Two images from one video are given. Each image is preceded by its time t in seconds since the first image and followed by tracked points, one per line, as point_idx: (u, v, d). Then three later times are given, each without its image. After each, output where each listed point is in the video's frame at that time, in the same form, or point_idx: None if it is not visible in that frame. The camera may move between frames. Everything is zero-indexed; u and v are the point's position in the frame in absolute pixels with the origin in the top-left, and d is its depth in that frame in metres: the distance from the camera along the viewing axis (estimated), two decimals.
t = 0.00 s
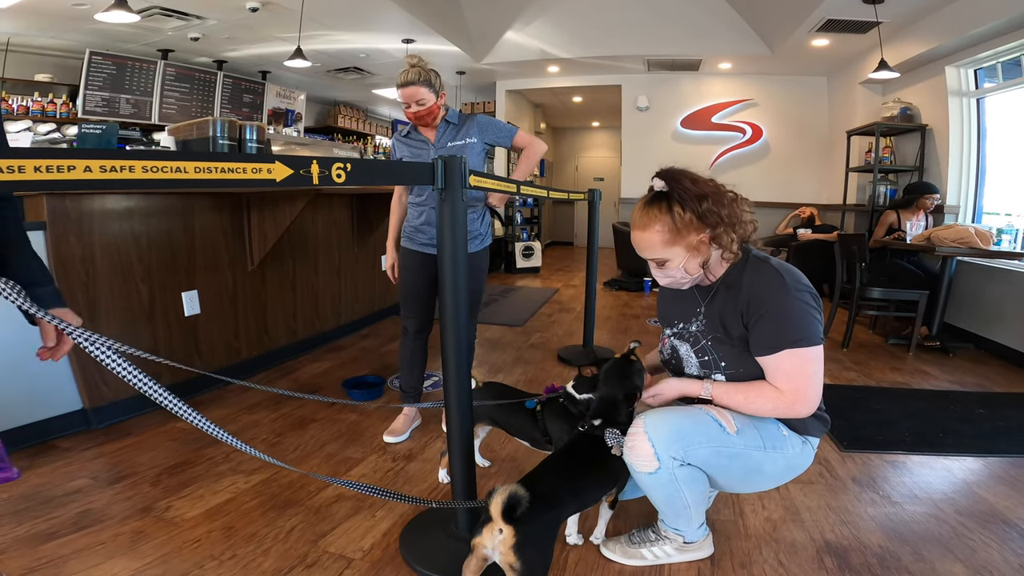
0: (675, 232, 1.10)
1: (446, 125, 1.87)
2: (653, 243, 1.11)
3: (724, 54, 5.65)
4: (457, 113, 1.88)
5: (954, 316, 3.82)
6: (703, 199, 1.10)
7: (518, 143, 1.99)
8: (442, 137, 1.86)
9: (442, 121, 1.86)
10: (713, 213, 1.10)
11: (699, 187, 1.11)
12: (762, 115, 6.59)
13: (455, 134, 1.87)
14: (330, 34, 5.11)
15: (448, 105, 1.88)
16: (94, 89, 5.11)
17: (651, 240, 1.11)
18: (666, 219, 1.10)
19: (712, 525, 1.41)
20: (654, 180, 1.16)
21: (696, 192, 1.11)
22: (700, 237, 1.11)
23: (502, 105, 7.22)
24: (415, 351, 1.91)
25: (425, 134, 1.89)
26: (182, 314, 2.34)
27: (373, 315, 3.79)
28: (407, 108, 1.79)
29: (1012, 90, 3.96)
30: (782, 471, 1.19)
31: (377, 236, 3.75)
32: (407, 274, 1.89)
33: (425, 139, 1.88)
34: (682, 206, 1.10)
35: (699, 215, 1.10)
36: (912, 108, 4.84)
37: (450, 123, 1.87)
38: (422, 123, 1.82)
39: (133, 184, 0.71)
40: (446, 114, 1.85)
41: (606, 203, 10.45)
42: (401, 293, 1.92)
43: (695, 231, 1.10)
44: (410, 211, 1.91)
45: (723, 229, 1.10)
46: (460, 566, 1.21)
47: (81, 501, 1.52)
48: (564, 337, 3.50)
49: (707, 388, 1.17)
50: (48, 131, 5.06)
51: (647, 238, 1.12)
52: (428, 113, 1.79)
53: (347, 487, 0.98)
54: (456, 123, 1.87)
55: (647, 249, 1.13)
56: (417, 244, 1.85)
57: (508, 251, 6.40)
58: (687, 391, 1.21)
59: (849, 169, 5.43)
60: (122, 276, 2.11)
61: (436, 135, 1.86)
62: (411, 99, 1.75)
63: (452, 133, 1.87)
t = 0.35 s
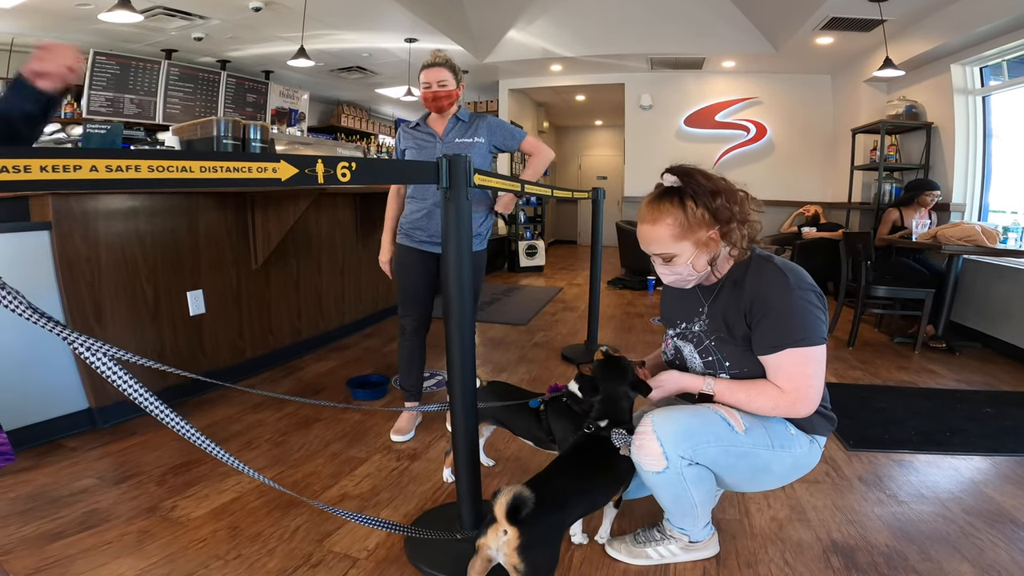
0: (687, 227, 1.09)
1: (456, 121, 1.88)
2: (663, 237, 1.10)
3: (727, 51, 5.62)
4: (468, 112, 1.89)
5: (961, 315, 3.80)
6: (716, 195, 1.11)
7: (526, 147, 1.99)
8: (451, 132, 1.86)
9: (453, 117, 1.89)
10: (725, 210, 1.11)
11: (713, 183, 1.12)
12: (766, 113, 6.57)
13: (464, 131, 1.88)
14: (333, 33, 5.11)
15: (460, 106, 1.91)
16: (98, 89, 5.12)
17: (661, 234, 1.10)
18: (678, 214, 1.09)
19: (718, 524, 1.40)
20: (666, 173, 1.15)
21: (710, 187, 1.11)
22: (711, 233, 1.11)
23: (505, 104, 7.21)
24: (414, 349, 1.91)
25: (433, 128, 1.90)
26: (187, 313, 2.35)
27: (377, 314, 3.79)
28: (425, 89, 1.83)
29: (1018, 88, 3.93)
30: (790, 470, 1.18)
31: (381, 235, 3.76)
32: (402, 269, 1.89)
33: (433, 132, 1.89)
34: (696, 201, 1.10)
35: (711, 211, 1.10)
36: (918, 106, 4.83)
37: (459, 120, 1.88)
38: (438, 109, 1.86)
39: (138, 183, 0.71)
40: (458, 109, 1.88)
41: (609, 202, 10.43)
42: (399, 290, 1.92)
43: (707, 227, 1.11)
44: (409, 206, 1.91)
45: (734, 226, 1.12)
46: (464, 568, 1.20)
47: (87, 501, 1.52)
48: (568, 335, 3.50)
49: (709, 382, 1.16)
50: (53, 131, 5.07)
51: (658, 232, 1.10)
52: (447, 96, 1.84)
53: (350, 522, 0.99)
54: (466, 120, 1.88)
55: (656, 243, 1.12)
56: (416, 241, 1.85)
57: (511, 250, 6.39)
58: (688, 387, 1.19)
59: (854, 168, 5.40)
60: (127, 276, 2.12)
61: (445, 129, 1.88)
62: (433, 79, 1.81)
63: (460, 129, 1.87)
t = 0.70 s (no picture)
0: (689, 220, 1.10)
1: (453, 111, 1.89)
2: (665, 230, 1.11)
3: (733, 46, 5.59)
4: (466, 104, 1.90)
5: (963, 311, 3.80)
6: (722, 193, 1.11)
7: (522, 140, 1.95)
8: (448, 122, 1.86)
9: (450, 108, 1.88)
10: (730, 208, 1.11)
11: (721, 181, 1.12)
12: (772, 108, 6.54)
13: (462, 122, 1.88)
14: (338, 24, 5.09)
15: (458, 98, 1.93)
16: (103, 79, 5.12)
17: (663, 226, 1.11)
18: (682, 207, 1.10)
19: (718, 517, 1.42)
20: (677, 166, 1.16)
21: (718, 185, 1.11)
22: (713, 231, 1.12)
23: (509, 96, 7.19)
24: (383, 339, 1.93)
25: (430, 116, 1.90)
26: (191, 302, 2.36)
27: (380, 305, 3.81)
28: (426, 71, 1.84)
29: None
30: (793, 464, 1.19)
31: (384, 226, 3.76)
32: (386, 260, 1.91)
33: (429, 120, 1.89)
34: (702, 196, 1.10)
35: (716, 208, 1.10)
36: (925, 103, 4.81)
37: (457, 111, 1.89)
38: (438, 92, 1.85)
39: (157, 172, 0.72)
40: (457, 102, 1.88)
41: (612, 194, 10.42)
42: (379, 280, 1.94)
43: (709, 223, 1.11)
44: (400, 195, 1.91)
45: (737, 226, 1.11)
46: (470, 559, 1.22)
47: (93, 490, 1.54)
48: (570, 327, 3.52)
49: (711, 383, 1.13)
50: (57, 121, 5.08)
51: (660, 224, 1.11)
52: (446, 79, 1.84)
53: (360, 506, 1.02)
54: (463, 112, 1.89)
55: (658, 234, 1.13)
56: (408, 232, 1.86)
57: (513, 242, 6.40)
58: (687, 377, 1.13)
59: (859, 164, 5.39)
60: (131, 264, 2.13)
61: (442, 117, 1.88)
62: (436, 61, 1.83)
63: (458, 120, 1.88)
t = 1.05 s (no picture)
0: (691, 216, 1.12)
1: (409, 107, 1.80)
2: (668, 224, 1.13)
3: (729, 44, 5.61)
4: (424, 100, 1.82)
5: (950, 308, 3.87)
6: (724, 189, 1.12)
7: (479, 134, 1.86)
8: (403, 117, 1.78)
9: (406, 103, 1.80)
10: (731, 204, 1.12)
11: (723, 177, 1.13)
12: (765, 105, 6.57)
13: (418, 117, 1.79)
14: (333, 16, 5.05)
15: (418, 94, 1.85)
16: (93, 70, 5.06)
17: (666, 221, 1.13)
18: (684, 203, 1.12)
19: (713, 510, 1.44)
20: (679, 163, 1.17)
21: (720, 181, 1.12)
22: (714, 226, 1.13)
23: (505, 91, 7.18)
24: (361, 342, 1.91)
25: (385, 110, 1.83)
26: (185, 294, 2.35)
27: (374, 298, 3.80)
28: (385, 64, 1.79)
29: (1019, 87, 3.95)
30: (789, 459, 1.22)
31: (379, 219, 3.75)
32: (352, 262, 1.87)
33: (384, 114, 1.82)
34: (703, 193, 1.12)
35: (717, 204, 1.12)
36: (917, 102, 4.81)
37: (414, 106, 1.80)
38: (394, 87, 1.78)
39: (176, 165, 0.71)
40: (413, 97, 1.81)
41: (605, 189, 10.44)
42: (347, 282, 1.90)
43: (711, 219, 1.12)
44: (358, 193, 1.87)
45: (738, 222, 1.13)
46: (472, 553, 1.23)
47: (89, 486, 1.54)
48: (564, 322, 3.54)
49: (685, 381, 1.12)
50: (47, 112, 5.02)
51: (663, 219, 1.13)
52: (404, 72, 1.78)
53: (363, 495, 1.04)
54: (420, 107, 1.80)
55: (660, 229, 1.15)
56: (367, 232, 1.84)
57: (507, 237, 6.40)
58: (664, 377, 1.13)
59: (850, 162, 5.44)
60: (125, 256, 2.11)
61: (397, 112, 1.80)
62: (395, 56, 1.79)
63: (413, 115, 1.79)
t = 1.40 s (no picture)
0: (702, 199, 1.19)
1: (363, 108, 1.78)
2: (680, 197, 1.21)
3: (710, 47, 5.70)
4: (379, 102, 1.80)
5: (927, 306, 3.97)
6: (750, 193, 1.18)
7: (436, 138, 1.78)
8: (358, 119, 1.76)
9: (360, 104, 1.78)
10: (744, 208, 1.18)
11: (757, 184, 1.18)
12: (746, 108, 6.69)
13: (374, 120, 1.77)
14: (317, 19, 5.02)
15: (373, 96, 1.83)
16: (69, 74, 4.95)
17: (680, 193, 1.21)
18: (705, 186, 1.19)
19: (711, 507, 1.46)
20: (728, 156, 1.24)
21: (751, 186, 1.18)
22: (718, 219, 1.20)
23: (489, 93, 7.18)
24: (342, 349, 1.88)
25: (338, 113, 1.80)
26: (171, 301, 2.31)
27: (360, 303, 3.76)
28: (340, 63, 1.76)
29: (990, 88, 4.08)
30: (784, 455, 1.24)
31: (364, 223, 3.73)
32: (321, 270, 1.83)
33: (338, 116, 1.78)
34: (730, 187, 1.19)
35: (734, 202, 1.18)
36: (891, 103, 4.98)
37: (368, 108, 1.78)
38: (348, 87, 1.76)
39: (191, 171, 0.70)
40: (368, 98, 1.78)
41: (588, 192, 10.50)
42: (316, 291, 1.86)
43: (718, 212, 1.19)
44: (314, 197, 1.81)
45: (742, 226, 1.18)
46: (478, 557, 1.23)
47: (81, 496, 1.51)
48: (553, 324, 3.55)
49: (684, 382, 1.15)
50: (21, 116, 4.90)
51: (678, 189, 1.21)
52: (359, 72, 1.76)
53: (359, 511, 1.03)
54: (375, 108, 1.78)
55: (671, 197, 1.23)
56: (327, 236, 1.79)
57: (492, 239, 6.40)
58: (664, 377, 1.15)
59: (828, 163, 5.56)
60: (109, 263, 2.07)
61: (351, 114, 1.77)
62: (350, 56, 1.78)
63: (368, 118, 1.77)
